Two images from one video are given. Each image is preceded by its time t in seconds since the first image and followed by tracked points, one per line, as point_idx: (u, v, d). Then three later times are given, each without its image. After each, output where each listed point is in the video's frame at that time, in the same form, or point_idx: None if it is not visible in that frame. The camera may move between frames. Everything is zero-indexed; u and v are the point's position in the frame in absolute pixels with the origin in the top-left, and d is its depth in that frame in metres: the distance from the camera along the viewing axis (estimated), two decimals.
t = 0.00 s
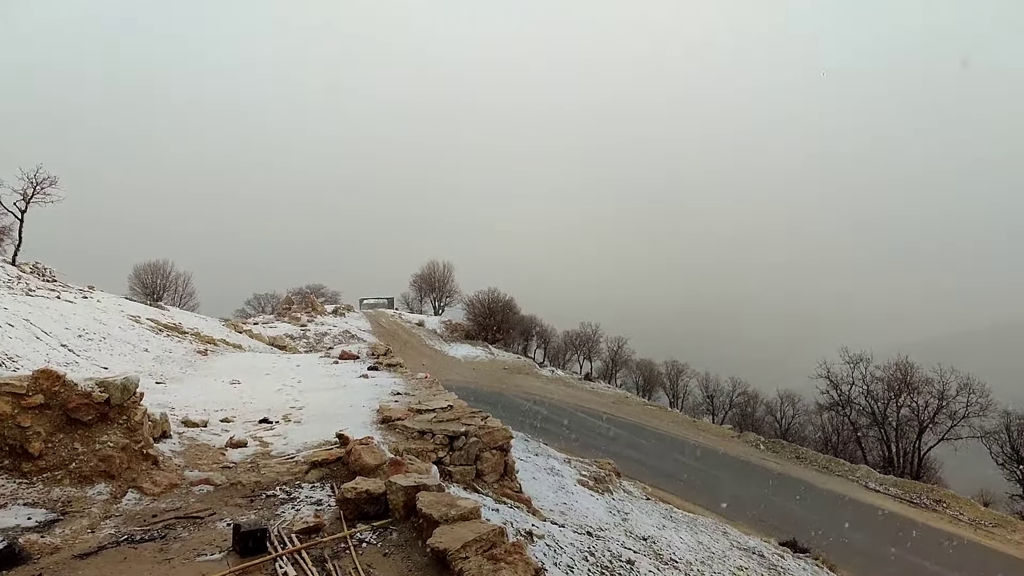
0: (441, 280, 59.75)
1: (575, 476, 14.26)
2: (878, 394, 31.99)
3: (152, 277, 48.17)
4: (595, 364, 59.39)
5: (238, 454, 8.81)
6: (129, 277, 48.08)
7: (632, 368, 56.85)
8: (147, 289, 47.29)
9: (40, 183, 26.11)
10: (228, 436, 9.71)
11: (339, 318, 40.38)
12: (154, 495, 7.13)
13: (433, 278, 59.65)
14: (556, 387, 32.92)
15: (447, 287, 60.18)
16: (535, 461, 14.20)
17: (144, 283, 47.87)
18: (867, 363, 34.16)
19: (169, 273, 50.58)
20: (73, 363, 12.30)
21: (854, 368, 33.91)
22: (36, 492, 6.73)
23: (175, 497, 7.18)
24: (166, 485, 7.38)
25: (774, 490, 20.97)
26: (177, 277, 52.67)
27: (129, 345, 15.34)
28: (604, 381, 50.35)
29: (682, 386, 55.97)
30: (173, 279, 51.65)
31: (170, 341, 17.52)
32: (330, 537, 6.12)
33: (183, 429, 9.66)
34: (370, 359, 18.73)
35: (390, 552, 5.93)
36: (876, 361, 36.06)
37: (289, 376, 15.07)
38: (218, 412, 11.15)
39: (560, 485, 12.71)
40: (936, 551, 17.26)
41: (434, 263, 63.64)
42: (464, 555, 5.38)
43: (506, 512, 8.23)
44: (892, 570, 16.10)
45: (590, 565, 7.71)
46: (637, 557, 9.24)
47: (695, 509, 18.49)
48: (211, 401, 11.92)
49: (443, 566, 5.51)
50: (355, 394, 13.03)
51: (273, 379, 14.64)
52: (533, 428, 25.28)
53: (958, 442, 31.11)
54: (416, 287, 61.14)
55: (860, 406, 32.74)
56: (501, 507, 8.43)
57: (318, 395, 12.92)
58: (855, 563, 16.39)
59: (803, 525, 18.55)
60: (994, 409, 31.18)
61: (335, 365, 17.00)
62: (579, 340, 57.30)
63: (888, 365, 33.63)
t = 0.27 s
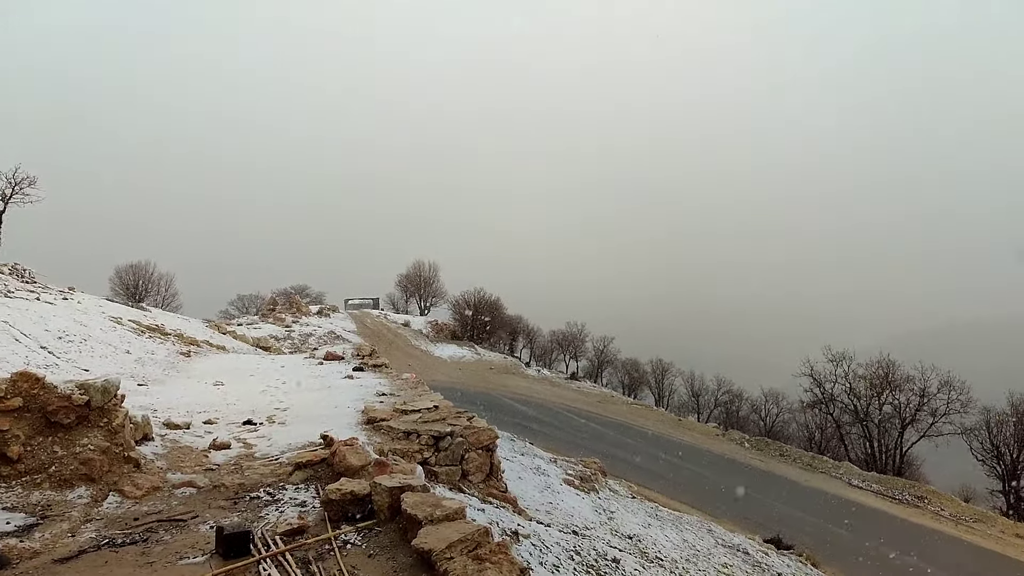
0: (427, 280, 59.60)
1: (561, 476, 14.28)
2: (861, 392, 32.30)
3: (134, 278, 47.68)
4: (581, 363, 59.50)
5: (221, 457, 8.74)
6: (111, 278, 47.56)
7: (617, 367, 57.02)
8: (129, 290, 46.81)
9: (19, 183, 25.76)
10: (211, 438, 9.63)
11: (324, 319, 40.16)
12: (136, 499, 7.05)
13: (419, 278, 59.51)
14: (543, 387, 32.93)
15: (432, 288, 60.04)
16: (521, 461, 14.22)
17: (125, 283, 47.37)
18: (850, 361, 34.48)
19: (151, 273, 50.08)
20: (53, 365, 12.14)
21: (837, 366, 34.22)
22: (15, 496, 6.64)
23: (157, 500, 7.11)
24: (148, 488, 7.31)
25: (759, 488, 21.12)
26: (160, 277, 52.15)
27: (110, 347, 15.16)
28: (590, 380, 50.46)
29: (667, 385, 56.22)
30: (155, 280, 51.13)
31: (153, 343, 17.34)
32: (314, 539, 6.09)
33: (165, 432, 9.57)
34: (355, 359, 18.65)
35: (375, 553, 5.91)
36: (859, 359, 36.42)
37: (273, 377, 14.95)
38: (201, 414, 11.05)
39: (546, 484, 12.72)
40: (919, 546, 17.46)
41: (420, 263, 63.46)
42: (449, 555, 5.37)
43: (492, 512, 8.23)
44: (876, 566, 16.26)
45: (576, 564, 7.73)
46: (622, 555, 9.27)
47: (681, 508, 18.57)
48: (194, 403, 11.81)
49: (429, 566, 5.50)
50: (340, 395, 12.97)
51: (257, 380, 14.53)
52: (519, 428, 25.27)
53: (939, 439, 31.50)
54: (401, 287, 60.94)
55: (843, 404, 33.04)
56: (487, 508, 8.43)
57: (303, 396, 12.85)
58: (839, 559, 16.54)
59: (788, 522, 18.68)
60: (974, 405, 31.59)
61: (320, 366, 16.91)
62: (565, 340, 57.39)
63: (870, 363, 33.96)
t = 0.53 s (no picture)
0: (419, 276, 59.50)
1: (553, 470, 14.32)
2: (851, 385, 32.49)
3: (124, 274, 47.41)
4: (573, 358, 59.59)
5: (212, 453, 8.71)
6: (101, 274, 47.29)
7: (610, 361, 57.14)
8: (119, 286, 46.55)
9: (7, 179, 25.55)
10: (203, 434, 9.60)
11: (316, 315, 40.04)
12: (126, 495, 7.03)
13: (411, 274, 59.42)
14: (536, 382, 32.97)
15: (425, 283, 59.95)
16: (513, 455, 14.24)
17: (115, 279, 47.10)
18: (841, 354, 34.66)
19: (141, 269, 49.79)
20: (43, 362, 12.06)
21: (828, 359, 34.41)
22: (5, 493, 6.60)
23: (148, 497, 7.08)
24: (139, 485, 7.28)
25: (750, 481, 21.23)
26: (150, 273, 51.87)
27: (100, 344, 15.07)
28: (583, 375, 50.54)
29: (660, 379, 56.40)
30: (145, 276, 50.82)
31: (143, 339, 17.25)
32: (306, 534, 6.08)
33: (156, 428, 9.53)
34: (347, 355, 18.61)
35: (366, 548, 5.91)
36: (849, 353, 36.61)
37: (265, 373, 14.91)
38: (192, 410, 11.01)
39: (538, 479, 12.75)
40: (908, 537, 17.62)
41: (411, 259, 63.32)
42: (440, 549, 5.38)
43: (484, 506, 8.23)
44: (866, 557, 16.40)
45: (568, 557, 7.75)
46: (614, 548, 9.30)
47: (673, 501, 18.64)
48: (186, 399, 11.76)
49: (420, 560, 5.51)
50: (332, 391, 12.96)
51: (249, 376, 14.48)
52: (512, 423, 25.30)
53: (929, 431, 31.74)
54: (394, 283, 60.83)
55: (834, 397, 33.24)
56: (480, 502, 8.44)
57: (295, 392, 12.81)
58: (829, 551, 16.67)
59: (779, 515, 18.78)
60: (963, 398, 31.85)
61: (312, 361, 16.86)
62: (557, 335, 57.45)
63: (861, 356, 34.15)
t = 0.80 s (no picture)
0: (415, 272, 59.44)
1: (549, 466, 14.33)
2: (846, 381, 32.59)
3: (118, 271, 47.25)
4: (569, 354, 59.62)
5: (208, 450, 8.70)
6: (95, 271, 47.14)
7: (606, 358, 57.20)
8: (113, 284, 46.41)
9: None
10: (198, 432, 9.59)
11: (311, 312, 39.97)
12: (121, 493, 7.02)
13: (407, 270, 59.34)
14: (532, 378, 33.00)
15: (421, 280, 59.89)
16: (509, 451, 14.25)
17: (110, 277, 46.96)
18: (836, 350, 34.75)
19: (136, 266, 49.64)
20: (37, 360, 12.02)
21: (823, 355, 34.50)
22: None
23: (143, 494, 7.07)
24: (134, 482, 7.27)
25: (746, 477, 21.28)
26: (145, 270, 51.71)
27: (94, 341, 15.02)
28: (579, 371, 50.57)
29: (656, 375, 56.49)
30: (140, 274, 50.68)
31: (138, 337, 17.21)
32: (301, 531, 6.08)
33: (151, 426, 9.51)
34: (343, 352, 18.59)
35: (362, 545, 5.92)
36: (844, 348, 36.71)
37: (260, 370, 14.88)
38: (187, 407, 11.00)
39: (534, 475, 12.76)
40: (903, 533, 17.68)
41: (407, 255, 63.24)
42: (436, 546, 5.39)
43: (480, 503, 8.25)
44: (861, 552, 16.46)
45: (564, 553, 7.78)
46: (610, 544, 9.33)
47: (669, 497, 18.69)
48: (181, 397, 11.74)
49: (415, 557, 5.52)
50: (328, 387, 12.95)
51: (245, 373, 14.46)
52: (508, 420, 25.33)
53: (923, 427, 31.87)
54: (390, 280, 60.74)
55: (829, 393, 33.33)
56: (475, 498, 8.45)
57: (290, 389, 12.80)
58: (824, 546, 16.72)
59: (775, 510, 18.84)
60: (957, 393, 31.99)
61: (307, 358, 16.84)
62: (553, 331, 57.47)
63: (856, 352, 34.25)
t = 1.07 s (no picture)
0: (415, 273, 59.46)
1: (550, 467, 14.32)
2: (848, 380, 32.56)
3: (119, 273, 47.33)
4: (570, 355, 59.59)
5: (208, 451, 8.71)
6: (96, 273, 47.22)
7: (607, 358, 57.18)
8: (114, 285, 46.48)
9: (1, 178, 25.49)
10: (198, 433, 9.60)
11: (312, 313, 40.00)
12: (122, 494, 7.03)
13: (408, 271, 59.36)
14: (533, 378, 33.01)
15: (422, 281, 59.90)
16: (510, 452, 14.24)
17: (111, 278, 47.03)
18: (837, 349, 34.72)
19: (137, 268, 49.72)
20: (38, 362, 12.04)
21: (824, 355, 34.47)
22: None
23: (144, 496, 7.08)
24: (135, 484, 7.28)
25: (748, 477, 21.27)
26: (146, 272, 51.78)
27: (95, 343, 15.04)
28: (580, 371, 50.56)
29: (657, 375, 56.48)
30: (141, 275, 50.74)
31: (139, 338, 17.23)
32: (302, 532, 6.09)
33: (152, 427, 9.52)
34: (344, 353, 18.60)
35: (362, 545, 5.93)
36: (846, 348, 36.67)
37: (260, 372, 14.89)
38: (188, 409, 11.01)
39: (535, 475, 12.75)
40: (905, 532, 17.64)
41: (408, 256, 63.25)
42: (436, 546, 5.40)
43: (481, 503, 8.24)
44: (863, 552, 16.44)
45: (565, 554, 7.77)
46: (612, 544, 9.32)
47: (670, 497, 18.69)
48: (181, 398, 11.75)
49: (416, 558, 5.53)
50: (329, 388, 12.95)
51: (245, 375, 14.47)
52: (509, 420, 25.34)
53: (925, 426, 31.83)
54: (390, 281, 60.77)
55: (830, 392, 33.30)
56: (476, 499, 8.45)
57: (291, 390, 12.81)
58: (826, 546, 16.71)
59: (776, 510, 18.83)
60: (959, 392, 31.94)
61: (308, 359, 16.86)
62: (554, 331, 57.45)
63: (857, 351, 34.21)
